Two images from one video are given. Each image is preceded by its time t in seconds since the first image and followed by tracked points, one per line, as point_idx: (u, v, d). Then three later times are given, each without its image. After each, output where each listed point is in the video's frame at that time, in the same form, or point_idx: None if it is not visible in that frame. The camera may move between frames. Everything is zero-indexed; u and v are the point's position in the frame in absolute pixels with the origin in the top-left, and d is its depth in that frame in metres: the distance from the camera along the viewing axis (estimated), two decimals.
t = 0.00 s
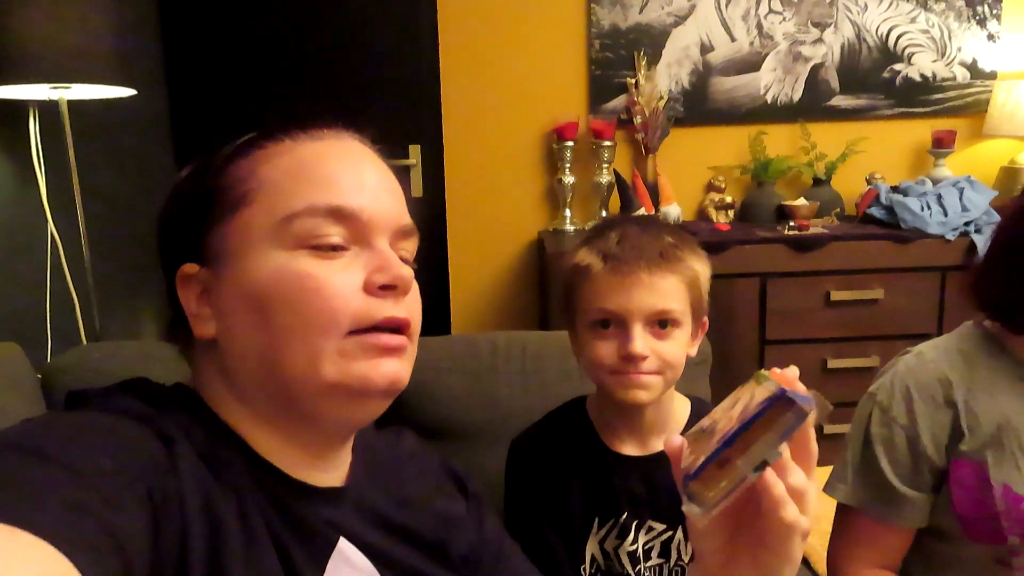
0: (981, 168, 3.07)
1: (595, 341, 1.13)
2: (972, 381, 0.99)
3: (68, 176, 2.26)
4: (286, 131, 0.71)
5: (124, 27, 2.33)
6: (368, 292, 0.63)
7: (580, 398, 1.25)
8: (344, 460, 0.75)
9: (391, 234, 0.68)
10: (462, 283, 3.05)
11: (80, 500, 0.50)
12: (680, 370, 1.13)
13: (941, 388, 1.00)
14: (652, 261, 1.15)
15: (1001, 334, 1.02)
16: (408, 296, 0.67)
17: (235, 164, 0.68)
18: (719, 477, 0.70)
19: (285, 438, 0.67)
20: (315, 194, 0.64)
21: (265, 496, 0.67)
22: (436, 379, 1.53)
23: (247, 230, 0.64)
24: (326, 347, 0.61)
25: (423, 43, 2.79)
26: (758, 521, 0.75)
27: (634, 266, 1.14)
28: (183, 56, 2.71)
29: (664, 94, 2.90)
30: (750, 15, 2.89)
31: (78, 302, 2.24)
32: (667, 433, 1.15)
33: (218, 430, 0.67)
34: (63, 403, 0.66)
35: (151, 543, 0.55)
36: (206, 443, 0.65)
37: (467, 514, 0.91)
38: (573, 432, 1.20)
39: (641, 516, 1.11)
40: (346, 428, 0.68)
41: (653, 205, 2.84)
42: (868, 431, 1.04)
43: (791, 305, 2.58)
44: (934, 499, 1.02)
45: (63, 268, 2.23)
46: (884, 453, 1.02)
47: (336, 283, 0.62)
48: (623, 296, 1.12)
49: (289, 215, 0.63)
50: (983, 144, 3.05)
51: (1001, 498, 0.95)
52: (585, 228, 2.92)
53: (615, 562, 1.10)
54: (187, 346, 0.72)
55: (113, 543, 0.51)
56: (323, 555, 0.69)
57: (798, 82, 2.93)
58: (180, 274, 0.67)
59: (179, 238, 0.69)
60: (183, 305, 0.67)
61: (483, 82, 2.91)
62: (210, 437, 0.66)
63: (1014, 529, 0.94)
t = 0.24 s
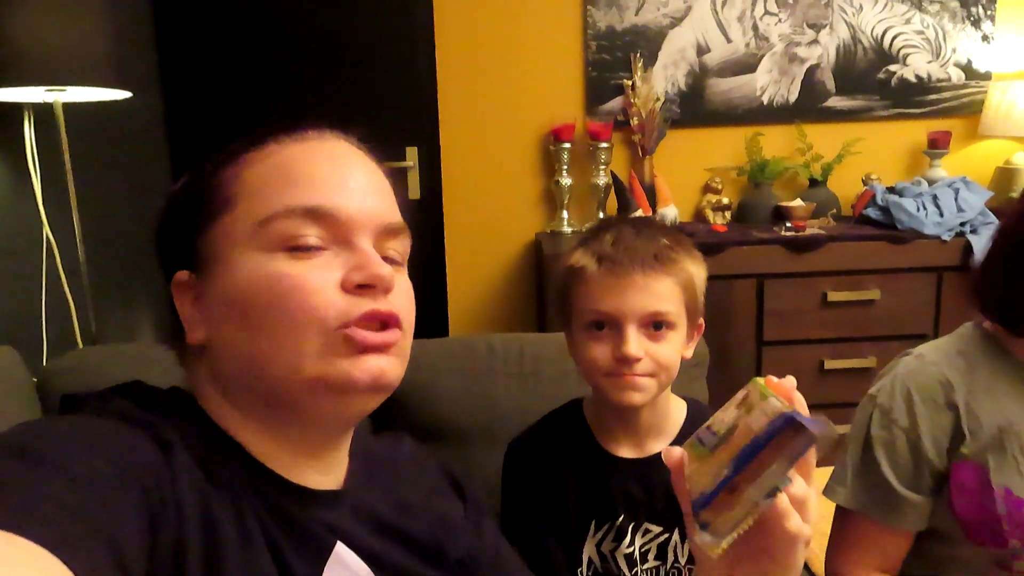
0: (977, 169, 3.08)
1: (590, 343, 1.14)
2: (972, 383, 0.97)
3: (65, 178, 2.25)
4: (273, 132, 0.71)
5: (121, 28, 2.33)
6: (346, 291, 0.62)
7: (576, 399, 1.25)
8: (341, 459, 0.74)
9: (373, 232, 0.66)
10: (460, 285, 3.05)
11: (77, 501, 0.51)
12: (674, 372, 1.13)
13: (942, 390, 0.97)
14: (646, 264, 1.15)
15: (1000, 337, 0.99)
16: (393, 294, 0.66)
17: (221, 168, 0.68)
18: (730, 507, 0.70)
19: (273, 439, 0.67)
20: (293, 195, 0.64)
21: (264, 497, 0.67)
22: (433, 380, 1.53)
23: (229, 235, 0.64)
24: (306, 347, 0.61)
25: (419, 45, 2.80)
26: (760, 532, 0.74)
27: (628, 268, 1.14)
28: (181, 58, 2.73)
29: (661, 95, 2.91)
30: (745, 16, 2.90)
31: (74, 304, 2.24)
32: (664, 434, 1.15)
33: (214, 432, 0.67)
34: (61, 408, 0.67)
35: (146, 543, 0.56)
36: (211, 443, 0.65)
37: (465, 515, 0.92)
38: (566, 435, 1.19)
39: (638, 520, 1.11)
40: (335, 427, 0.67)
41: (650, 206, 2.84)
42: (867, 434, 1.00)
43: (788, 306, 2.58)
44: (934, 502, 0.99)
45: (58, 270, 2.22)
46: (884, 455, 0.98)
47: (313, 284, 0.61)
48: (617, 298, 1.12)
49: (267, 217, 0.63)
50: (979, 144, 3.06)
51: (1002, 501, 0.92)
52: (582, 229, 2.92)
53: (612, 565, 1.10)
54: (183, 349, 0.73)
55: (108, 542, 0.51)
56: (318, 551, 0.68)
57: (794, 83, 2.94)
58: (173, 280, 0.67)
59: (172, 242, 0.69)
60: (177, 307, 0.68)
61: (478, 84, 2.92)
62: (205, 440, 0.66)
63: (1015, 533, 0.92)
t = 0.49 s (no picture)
0: (990, 185, 3.09)
1: (600, 357, 1.05)
2: (986, 411, 0.99)
3: (75, 177, 2.21)
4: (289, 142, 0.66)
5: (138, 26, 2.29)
6: (323, 311, 0.56)
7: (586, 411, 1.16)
8: (367, 473, 0.69)
9: (367, 241, 0.59)
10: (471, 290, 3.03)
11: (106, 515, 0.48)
12: (685, 390, 1.04)
13: (957, 416, 0.99)
14: (659, 279, 1.05)
15: None
16: (384, 313, 0.58)
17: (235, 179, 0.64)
18: None
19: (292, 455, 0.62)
20: (277, 207, 0.59)
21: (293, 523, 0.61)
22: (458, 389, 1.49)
23: (228, 251, 0.60)
24: (285, 372, 0.55)
25: (433, 49, 2.77)
26: None
27: (642, 280, 1.05)
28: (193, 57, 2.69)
29: (675, 105, 2.90)
30: (762, 28, 2.89)
31: (82, 305, 2.19)
32: (673, 453, 1.05)
33: (247, 446, 0.62)
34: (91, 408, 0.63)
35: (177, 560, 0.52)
36: (240, 460, 0.61)
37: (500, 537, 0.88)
38: (580, 449, 1.09)
39: (646, 535, 1.04)
40: (350, 447, 0.61)
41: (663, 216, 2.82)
42: (881, 456, 1.04)
43: (799, 319, 2.56)
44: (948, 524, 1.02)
45: (67, 270, 2.18)
46: (898, 477, 1.01)
47: (291, 302, 0.55)
48: (628, 310, 1.03)
49: (253, 231, 0.59)
50: (990, 161, 3.06)
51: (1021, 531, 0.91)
52: (595, 237, 2.90)
53: None
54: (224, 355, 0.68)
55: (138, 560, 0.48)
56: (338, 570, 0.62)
57: (809, 95, 2.93)
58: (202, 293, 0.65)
59: (202, 256, 0.67)
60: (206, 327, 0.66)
61: (492, 90, 2.90)
62: (241, 452, 0.61)
63: None
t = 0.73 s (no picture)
0: (996, 179, 3.06)
1: (602, 361, 1.03)
2: (1001, 409, 0.91)
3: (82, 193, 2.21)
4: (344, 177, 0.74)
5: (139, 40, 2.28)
6: (352, 334, 0.61)
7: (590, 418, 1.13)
8: (402, 496, 0.73)
9: (395, 272, 0.65)
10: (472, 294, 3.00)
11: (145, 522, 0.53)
12: (690, 392, 1.02)
13: (969, 415, 0.91)
14: (662, 281, 1.03)
15: None
16: (411, 338, 0.64)
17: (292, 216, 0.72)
18: None
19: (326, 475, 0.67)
20: (321, 239, 0.66)
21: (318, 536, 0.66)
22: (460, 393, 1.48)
23: (281, 278, 0.68)
24: (315, 391, 0.61)
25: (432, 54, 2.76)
26: None
27: (644, 282, 1.03)
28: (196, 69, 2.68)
29: (675, 105, 2.88)
30: (763, 26, 2.87)
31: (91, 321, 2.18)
32: (679, 457, 1.03)
33: (283, 464, 0.68)
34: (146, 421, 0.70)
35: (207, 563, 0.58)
36: (274, 473, 0.67)
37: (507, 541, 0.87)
38: (581, 454, 1.07)
39: (651, 539, 1.02)
40: (386, 471, 0.66)
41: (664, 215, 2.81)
42: (890, 459, 0.95)
43: (803, 316, 2.54)
44: (960, 527, 0.94)
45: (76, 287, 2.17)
46: (909, 480, 0.93)
47: (324, 324, 0.62)
48: (630, 313, 1.01)
49: (298, 260, 0.66)
50: (997, 154, 3.04)
51: None
52: (596, 238, 2.90)
53: None
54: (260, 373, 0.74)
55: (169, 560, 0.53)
56: None
57: (810, 92, 2.92)
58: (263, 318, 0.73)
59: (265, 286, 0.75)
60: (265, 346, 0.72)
61: (491, 93, 2.89)
62: (270, 470, 0.67)
63: None
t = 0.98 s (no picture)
0: (909, 152, 3.18)
1: (530, 337, 1.04)
2: (906, 368, 0.97)
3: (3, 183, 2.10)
4: (314, 167, 0.71)
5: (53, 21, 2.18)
6: (315, 323, 0.59)
7: (520, 394, 1.14)
8: (356, 487, 0.72)
9: (361, 263, 0.63)
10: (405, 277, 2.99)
11: (99, 514, 0.51)
12: (614, 365, 1.04)
13: (879, 376, 0.96)
14: (586, 258, 1.05)
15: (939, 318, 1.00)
16: (373, 330, 0.61)
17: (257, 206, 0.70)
18: None
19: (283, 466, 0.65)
20: (287, 225, 0.63)
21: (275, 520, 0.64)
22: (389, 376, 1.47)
23: (242, 266, 0.65)
24: (274, 382, 0.58)
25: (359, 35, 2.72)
26: None
27: (569, 259, 1.05)
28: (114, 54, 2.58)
29: (602, 83, 2.91)
30: (685, 4, 2.91)
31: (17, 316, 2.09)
32: (606, 428, 1.06)
33: (239, 453, 0.66)
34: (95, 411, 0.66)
35: (164, 555, 0.56)
36: (232, 455, 0.65)
37: (459, 509, 0.87)
38: (513, 430, 1.09)
39: (582, 510, 1.05)
40: (339, 460, 0.64)
41: (593, 193, 2.84)
42: (807, 421, 0.99)
43: (729, 289, 2.61)
44: (873, 485, 0.99)
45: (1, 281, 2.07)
46: (824, 441, 0.97)
47: (286, 311, 0.59)
48: (556, 290, 1.03)
49: (263, 246, 0.63)
50: (910, 128, 3.16)
51: (938, 483, 0.92)
52: (527, 218, 2.92)
53: (558, 558, 1.03)
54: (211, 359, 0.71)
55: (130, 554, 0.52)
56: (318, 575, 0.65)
57: (733, 69, 2.98)
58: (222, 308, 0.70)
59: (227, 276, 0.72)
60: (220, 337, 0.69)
61: (419, 74, 2.87)
62: (225, 458, 0.65)
63: (950, 513, 0.92)
